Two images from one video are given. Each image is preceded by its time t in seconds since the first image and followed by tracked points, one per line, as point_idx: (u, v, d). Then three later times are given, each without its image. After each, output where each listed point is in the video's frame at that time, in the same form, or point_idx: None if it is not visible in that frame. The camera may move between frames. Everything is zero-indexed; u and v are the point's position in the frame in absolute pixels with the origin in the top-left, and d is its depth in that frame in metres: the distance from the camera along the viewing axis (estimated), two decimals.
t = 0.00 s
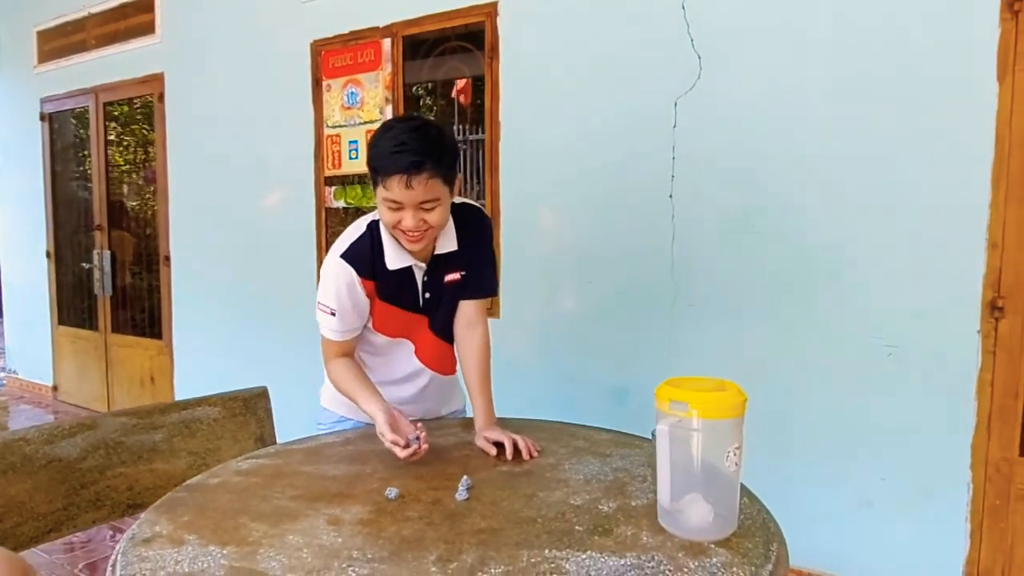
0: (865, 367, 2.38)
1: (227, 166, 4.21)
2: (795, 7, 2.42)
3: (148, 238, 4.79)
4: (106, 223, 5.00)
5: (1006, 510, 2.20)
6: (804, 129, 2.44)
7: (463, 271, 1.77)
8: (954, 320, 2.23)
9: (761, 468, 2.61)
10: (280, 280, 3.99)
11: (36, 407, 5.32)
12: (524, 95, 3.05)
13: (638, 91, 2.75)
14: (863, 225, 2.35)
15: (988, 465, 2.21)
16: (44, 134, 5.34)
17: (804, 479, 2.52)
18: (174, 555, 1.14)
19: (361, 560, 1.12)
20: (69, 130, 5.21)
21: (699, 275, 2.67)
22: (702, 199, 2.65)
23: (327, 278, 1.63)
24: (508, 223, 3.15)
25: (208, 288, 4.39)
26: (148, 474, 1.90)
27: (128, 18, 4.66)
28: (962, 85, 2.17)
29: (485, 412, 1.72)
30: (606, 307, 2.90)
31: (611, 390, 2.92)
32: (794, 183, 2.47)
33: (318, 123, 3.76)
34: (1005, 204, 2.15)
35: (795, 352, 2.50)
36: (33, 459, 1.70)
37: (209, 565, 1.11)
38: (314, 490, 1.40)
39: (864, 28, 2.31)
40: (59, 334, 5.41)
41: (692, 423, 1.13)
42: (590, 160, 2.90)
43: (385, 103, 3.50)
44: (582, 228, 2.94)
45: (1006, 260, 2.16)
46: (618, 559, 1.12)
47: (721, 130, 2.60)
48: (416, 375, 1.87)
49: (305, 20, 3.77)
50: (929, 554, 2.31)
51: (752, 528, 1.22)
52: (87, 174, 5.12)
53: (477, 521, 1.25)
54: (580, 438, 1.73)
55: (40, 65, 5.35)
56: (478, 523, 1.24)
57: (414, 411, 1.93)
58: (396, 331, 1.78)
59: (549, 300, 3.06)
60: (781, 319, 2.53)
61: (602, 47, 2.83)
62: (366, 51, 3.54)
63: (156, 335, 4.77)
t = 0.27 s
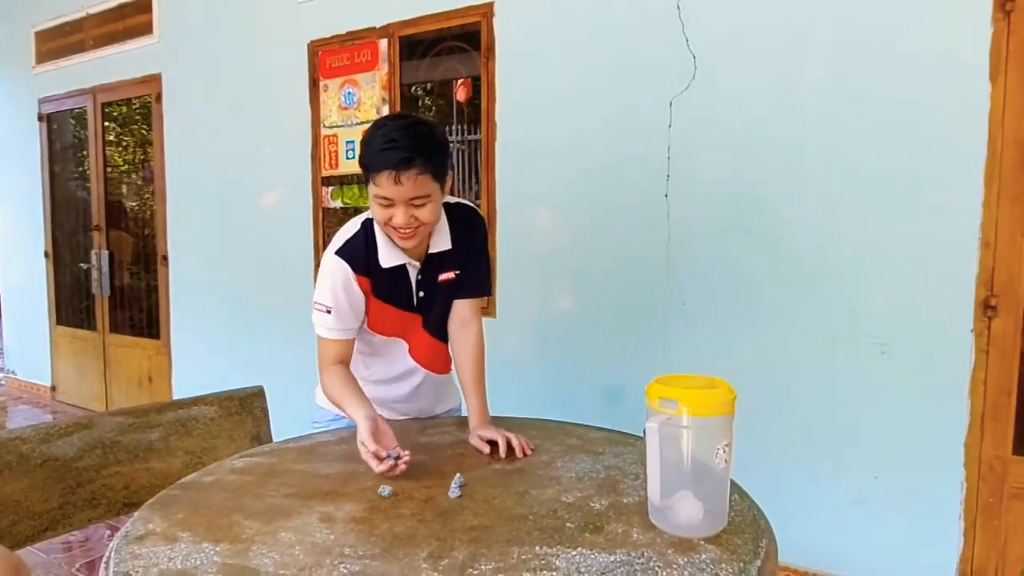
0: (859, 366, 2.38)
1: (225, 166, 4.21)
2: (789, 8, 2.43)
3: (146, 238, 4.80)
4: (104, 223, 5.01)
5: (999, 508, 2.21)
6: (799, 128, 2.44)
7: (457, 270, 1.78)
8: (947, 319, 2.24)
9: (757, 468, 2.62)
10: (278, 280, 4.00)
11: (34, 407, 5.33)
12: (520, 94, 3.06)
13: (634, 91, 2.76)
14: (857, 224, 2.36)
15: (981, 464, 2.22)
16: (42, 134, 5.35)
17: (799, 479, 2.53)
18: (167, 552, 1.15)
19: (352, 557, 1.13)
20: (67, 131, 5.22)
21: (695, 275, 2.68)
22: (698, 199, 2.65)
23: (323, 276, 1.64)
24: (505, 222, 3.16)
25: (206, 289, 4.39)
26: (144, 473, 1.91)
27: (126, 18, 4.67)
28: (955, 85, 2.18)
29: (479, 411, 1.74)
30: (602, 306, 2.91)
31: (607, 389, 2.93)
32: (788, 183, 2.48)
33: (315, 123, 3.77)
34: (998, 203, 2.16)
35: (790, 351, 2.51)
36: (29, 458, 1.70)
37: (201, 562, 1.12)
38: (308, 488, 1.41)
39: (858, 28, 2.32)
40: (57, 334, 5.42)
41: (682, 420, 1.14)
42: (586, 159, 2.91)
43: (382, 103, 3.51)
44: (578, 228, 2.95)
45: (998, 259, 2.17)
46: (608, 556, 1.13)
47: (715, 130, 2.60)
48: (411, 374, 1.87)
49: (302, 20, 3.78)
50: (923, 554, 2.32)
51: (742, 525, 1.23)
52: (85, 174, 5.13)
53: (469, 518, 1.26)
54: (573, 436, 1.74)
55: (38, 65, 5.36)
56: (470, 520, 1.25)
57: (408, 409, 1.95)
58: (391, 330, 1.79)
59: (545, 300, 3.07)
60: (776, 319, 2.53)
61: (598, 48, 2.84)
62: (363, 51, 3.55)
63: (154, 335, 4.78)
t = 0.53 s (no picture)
0: (856, 365, 2.39)
1: (224, 166, 4.21)
2: (786, 7, 2.44)
3: (145, 238, 4.80)
4: (102, 223, 5.01)
5: (995, 506, 2.21)
6: (796, 128, 2.45)
7: (453, 269, 1.78)
8: (943, 318, 2.24)
9: (754, 467, 2.62)
10: (277, 280, 4.00)
11: (33, 407, 5.33)
12: (518, 94, 3.07)
13: (632, 90, 2.77)
14: (854, 223, 2.37)
15: (978, 462, 2.23)
16: (41, 134, 5.35)
17: (796, 477, 2.54)
18: (163, 550, 1.15)
19: (348, 555, 1.13)
20: (66, 131, 5.22)
21: (692, 274, 2.69)
22: (696, 199, 2.66)
23: (318, 277, 1.62)
24: (503, 222, 3.16)
25: (205, 289, 4.39)
26: (142, 472, 1.91)
27: (125, 19, 4.67)
28: (951, 84, 2.19)
29: (476, 410, 1.74)
30: (600, 306, 2.91)
31: (605, 388, 2.93)
32: (785, 182, 2.48)
33: (314, 123, 3.78)
34: (994, 202, 2.16)
35: (787, 349, 2.52)
36: (27, 457, 1.70)
37: (197, 561, 1.12)
38: (305, 487, 1.41)
39: (854, 28, 2.32)
40: (56, 334, 5.42)
41: (676, 418, 1.14)
42: (584, 159, 2.91)
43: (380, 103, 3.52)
44: (576, 227, 2.95)
45: (994, 258, 2.18)
46: (603, 553, 1.13)
47: (712, 130, 2.61)
48: (407, 373, 1.89)
49: (300, 20, 3.78)
50: (920, 552, 2.32)
51: (736, 522, 1.24)
52: (84, 174, 5.13)
53: (465, 517, 1.26)
54: (570, 435, 1.74)
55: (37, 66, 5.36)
56: (466, 518, 1.25)
57: (404, 407, 1.97)
58: (386, 330, 1.79)
59: (543, 299, 3.07)
60: (773, 318, 2.54)
61: (596, 48, 2.84)
62: (361, 51, 3.55)
63: (153, 335, 4.78)
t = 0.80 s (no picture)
0: (855, 366, 2.40)
1: (224, 169, 4.22)
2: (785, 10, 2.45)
3: (145, 241, 4.81)
4: (103, 226, 5.01)
5: (995, 507, 2.22)
6: (794, 130, 2.46)
7: (450, 272, 1.77)
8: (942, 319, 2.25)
9: (754, 468, 2.63)
10: (277, 282, 4.01)
11: (33, 410, 5.33)
12: (518, 97, 3.07)
13: (631, 93, 2.77)
14: (852, 226, 2.38)
15: (977, 463, 2.23)
16: (41, 137, 5.35)
17: (796, 479, 2.54)
18: (166, 553, 1.16)
19: (350, 558, 1.13)
20: (66, 133, 5.22)
21: (692, 277, 2.69)
22: (695, 201, 2.66)
23: (317, 284, 1.67)
24: (502, 224, 3.17)
25: (205, 291, 4.39)
26: (143, 475, 1.91)
27: (125, 22, 4.67)
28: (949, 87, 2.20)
29: (475, 413, 1.74)
30: (599, 308, 2.92)
31: (605, 390, 2.94)
32: (784, 185, 2.49)
33: (314, 126, 3.78)
34: (992, 204, 2.17)
35: (787, 351, 2.52)
36: (29, 461, 1.70)
37: (200, 563, 1.13)
38: (306, 490, 1.42)
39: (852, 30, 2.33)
40: (56, 337, 5.42)
41: (676, 421, 1.14)
42: (583, 161, 2.92)
43: (379, 106, 3.52)
44: (576, 230, 2.96)
45: (992, 259, 2.19)
46: (604, 556, 1.14)
47: (712, 133, 2.62)
48: (406, 376, 1.90)
49: (300, 23, 3.79)
50: (920, 553, 2.33)
51: (736, 525, 1.24)
52: (84, 177, 5.13)
53: (466, 519, 1.27)
54: (570, 437, 1.75)
55: (37, 68, 5.36)
56: (467, 521, 1.26)
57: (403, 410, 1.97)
58: (384, 333, 1.80)
59: (543, 301, 3.08)
60: (772, 320, 2.54)
61: (595, 51, 2.85)
62: (361, 54, 3.56)
63: (153, 338, 4.78)
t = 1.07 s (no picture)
0: (856, 370, 2.39)
1: (224, 172, 4.22)
2: (785, 14, 2.45)
3: (145, 244, 4.81)
4: (103, 229, 5.02)
5: (997, 511, 2.21)
6: (795, 133, 2.46)
7: (451, 276, 1.77)
8: (942, 323, 2.25)
9: (755, 472, 2.62)
10: (277, 286, 4.01)
11: (33, 414, 5.33)
12: (518, 100, 3.07)
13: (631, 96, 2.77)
14: (853, 229, 2.37)
15: (978, 467, 2.22)
16: (41, 140, 5.35)
17: (797, 483, 2.54)
18: (165, 559, 1.16)
19: (350, 564, 1.13)
20: (66, 137, 5.22)
21: (692, 280, 2.69)
22: (696, 204, 2.66)
23: (317, 290, 1.67)
24: (502, 227, 3.16)
25: (205, 294, 4.39)
26: (143, 480, 1.91)
27: (125, 25, 4.68)
28: (949, 90, 2.20)
29: (477, 417, 1.74)
30: (599, 311, 2.92)
31: (605, 393, 2.93)
32: (784, 188, 2.49)
33: (314, 129, 3.78)
34: (993, 207, 2.16)
35: (787, 354, 2.52)
36: (29, 466, 1.69)
37: (199, 570, 1.12)
38: (306, 495, 1.41)
39: (852, 34, 2.33)
40: (56, 340, 5.42)
41: (678, 426, 1.14)
42: (583, 165, 2.91)
43: (379, 109, 3.53)
44: (576, 233, 2.95)
45: (994, 262, 2.18)
46: (605, 562, 1.13)
47: (712, 136, 2.61)
48: (408, 380, 1.90)
49: (300, 27, 3.79)
50: (921, 557, 2.32)
51: (738, 531, 1.24)
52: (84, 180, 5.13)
53: (466, 525, 1.26)
54: (571, 442, 1.75)
55: (37, 72, 5.36)
56: (467, 527, 1.26)
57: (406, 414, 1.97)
58: (385, 338, 1.80)
59: (543, 305, 3.07)
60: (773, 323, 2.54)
61: (595, 54, 2.85)
62: (361, 57, 3.56)
63: (153, 341, 4.78)
